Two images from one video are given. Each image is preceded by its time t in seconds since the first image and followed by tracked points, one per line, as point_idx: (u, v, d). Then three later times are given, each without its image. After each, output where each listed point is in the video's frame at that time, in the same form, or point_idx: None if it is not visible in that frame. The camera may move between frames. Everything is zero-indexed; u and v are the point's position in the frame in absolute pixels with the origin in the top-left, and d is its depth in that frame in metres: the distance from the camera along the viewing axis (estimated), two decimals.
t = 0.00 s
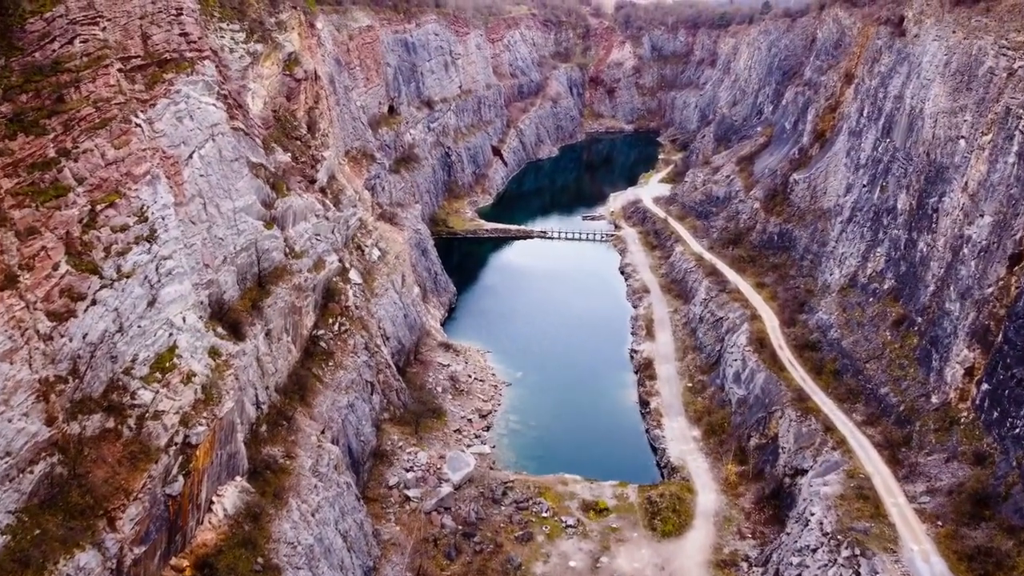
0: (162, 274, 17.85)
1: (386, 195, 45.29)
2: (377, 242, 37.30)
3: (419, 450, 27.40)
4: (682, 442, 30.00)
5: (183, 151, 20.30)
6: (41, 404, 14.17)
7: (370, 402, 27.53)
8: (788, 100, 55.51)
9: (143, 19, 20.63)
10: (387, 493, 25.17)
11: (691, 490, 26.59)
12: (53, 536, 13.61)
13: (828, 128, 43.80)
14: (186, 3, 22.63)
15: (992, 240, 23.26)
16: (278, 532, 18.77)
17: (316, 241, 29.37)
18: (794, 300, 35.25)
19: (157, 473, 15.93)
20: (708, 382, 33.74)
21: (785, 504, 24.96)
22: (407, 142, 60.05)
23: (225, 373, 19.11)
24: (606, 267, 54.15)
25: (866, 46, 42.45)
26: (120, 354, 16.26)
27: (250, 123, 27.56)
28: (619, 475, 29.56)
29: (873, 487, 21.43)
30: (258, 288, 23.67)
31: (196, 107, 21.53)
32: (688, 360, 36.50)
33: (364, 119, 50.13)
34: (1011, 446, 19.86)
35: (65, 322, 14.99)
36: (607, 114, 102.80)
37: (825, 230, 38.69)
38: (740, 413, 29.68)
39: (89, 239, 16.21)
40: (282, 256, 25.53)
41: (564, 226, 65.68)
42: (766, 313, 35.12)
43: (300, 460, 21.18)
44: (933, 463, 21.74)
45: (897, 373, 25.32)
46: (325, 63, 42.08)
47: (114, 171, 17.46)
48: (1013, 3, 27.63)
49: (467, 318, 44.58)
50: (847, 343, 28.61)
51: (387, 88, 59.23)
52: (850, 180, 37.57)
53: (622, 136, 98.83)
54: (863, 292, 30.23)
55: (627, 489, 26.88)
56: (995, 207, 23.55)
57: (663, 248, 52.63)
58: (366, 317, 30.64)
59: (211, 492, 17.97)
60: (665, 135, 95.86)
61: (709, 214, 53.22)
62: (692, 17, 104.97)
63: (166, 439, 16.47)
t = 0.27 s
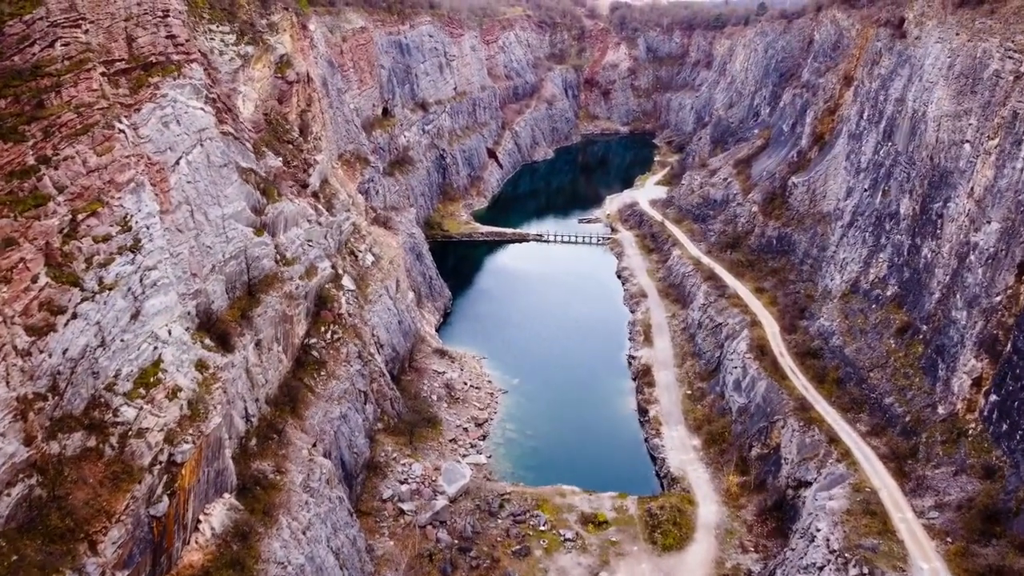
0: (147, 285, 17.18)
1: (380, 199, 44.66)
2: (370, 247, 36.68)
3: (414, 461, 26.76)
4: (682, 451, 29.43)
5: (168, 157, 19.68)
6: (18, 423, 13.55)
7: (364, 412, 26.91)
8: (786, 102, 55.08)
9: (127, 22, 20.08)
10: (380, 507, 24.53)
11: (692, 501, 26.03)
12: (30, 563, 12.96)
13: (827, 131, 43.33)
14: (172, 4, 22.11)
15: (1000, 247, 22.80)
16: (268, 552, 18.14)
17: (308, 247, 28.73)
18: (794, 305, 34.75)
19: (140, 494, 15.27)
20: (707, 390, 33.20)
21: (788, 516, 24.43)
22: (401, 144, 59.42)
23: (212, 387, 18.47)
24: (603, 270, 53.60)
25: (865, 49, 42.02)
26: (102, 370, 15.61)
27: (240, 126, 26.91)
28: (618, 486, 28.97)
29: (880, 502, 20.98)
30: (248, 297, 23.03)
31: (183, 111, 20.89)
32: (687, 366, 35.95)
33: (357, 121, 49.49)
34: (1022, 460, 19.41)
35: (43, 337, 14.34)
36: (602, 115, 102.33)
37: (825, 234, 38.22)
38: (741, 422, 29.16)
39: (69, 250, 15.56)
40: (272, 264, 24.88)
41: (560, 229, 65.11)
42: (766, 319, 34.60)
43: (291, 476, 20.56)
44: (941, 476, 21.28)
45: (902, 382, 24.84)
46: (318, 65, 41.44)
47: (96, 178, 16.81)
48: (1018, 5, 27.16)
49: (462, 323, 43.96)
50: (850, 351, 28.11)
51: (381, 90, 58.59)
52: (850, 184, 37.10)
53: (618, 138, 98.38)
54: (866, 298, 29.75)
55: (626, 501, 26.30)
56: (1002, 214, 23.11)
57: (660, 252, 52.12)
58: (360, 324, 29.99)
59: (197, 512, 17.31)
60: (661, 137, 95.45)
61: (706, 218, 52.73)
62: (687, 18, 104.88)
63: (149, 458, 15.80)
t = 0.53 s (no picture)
0: (134, 298, 16.54)
1: (377, 203, 44.02)
2: (368, 252, 36.06)
3: (412, 473, 26.11)
4: (686, 461, 28.82)
5: (158, 163, 19.07)
6: None
7: (361, 423, 26.29)
8: (788, 105, 54.54)
9: (116, 24, 19.50)
10: (377, 521, 23.89)
11: (697, 514, 25.42)
12: None
13: (831, 134, 42.76)
14: (163, 6, 21.54)
15: (1015, 256, 22.46)
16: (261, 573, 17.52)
17: (303, 253, 28.08)
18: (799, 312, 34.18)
19: (126, 516, 14.58)
20: (711, 398, 32.60)
21: (795, 530, 23.82)
22: (399, 147, 58.79)
23: (202, 402, 17.84)
24: (603, 274, 53.01)
25: (869, 50, 41.50)
26: (86, 387, 14.97)
27: (234, 130, 26.30)
28: (621, 499, 28.35)
29: (893, 519, 20.62)
30: (241, 306, 22.39)
31: (173, 116, 20.28)
32: (690, 373, 35.34)
33: (355, 123, 48.85)
34: None
35: (25, 353, 13.71)
36: (601, 117, 101.73)
37: (829, 239, 37.66)
38: (746, 432, 28.58)
39: (53, 261, 14.93)
40: (266, 271, 24.25)
41: (560, 232, 64.52)
42: (770, 325, 34.02)
43: (284, 492, 19.93)
44: (954, 491, 20.85)
45: (912, 394, 24.33)
46: (315, 67, 40.82)
47: (81, 186, 16.17)
48: None
49: (460, 328, 43.32)
50: (857, 360, 27.55)
51: (379, 92, 57.96)
52: (855, 188, 36.55)
53: (617, 140, 97.83)
54: (873, 306, 29.18)
55: (629, 513, 25.68)
56: (1017, 221, 22.73)
57: (661, 255, 51.55)
58: (357, 332, 29.34)
59: (187, 531, 16.65)
60: (660, 139, 94.93)
61: (708, 221, 52.17)
62: (687, 20, 104.18)
63: (136, 478, 15.14)
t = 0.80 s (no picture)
0: (120, 310, 15.94)
1: (375, 206, 43.44)
2: (366, 257, 35.46)
3: (410, 485, 25.49)
4: (690, 471, 28.25)
5: (146, 169, 18.52)
6: None
7: (357, 433, 25.69)
8: (790, 107, 54.00)
9: (104, 26, 18.93)
10: (374, 534, 23.29)
11: (702, 527, 24.84)
12: None
13: (835, 136, 42.18)
14: (153, 6, 20.94)
15: None
16: None
17: (298, 260, 27.47)
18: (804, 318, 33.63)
19: (111, 540, 13.97)
20: (715, 406, 32.02)
21: (803, 544, 23.22)
22: (398, 149, 58.23)
23: (192, 418, 17.27)
24: (603, 278, 52.42)
25: (873, 52, 40.94)
26: (70, 404, 14.38)
27: (227, 134, 25.72)
28: (624, 511, 27.69)
29: (905, 535, 20.10)
30: (234, 315, 21.78)
31: (163, 120, 19.70)
32: (693, 380, 34.76)
33: (352, 126, 48.25)
34: None
35: (5, 369, 13.13)
36: (601, 119, 101.19)
37: (834, 243, 37.11)
38: (751, 441, 28.00)
39: (35, 273, 14.40)
40: (261, 279, 23.65)
41: (560, 234, 63.94)
42: (775, 331, 33.45)
43: (278, 508, 19.34)
44: (967, 505, 20.34)
45: (922, 404, 23.79)
46: (312, 69, 40.25)
47: (65, 195, 15.62)
48: None
49: (459, 334, 42.70)
50: (865, 368, 27.00)
51: (377, 94, 57.39)
52: (860, 192, 36.00)
53: (616, 142, 97.29)
54: (880, 312, 28.62)
55: (632, 526, 25.09)
56: None
57: (663, 259, 50.97)
58: (354, 339, 28.73)
59: (175, 553, 16.02)
60: (660, 140, 94.40)
61: (709, 224, 51.61)
62: (687, 21, 103.65)
63: (121, 500, 14.53)
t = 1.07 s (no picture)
0: (107, 323, 15.35)
1: (374, 210, 42.85)
2: (364, 262, 34.85)
3: (408, 497, 24.90)
4: (694, 482, 27.68)
5: (136, 175, 17.99)
6: None
7: (355, 444, 25.11)
8: (793, 108, 53.41)
9: (92, 27, 18.48)
10: (372, 549, 22.75)
11: (707, 540, 24.26)
12: None
13: (839, 139, 41.60)
14: (145, 7, 20.33)
15: None
16: None
17: (294, 266, 26.85)
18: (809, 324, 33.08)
19: (97, 564, 13.38)
20: (719, 414, 31.44)
21: (811, 558, 22.62)
22: (397, 151, 57.64)
23: (182, 433, 16.69)
24: (604, 282, 51.82)
25: (878, 53, 40.36)
26: (54, 422, 13.81)
27: (222, 138, 25.13)
28: (627, 523, 27.05)
29: (918, 552, 19.90)
30: (227, 325, 21.19)
31: (154, 124, 19.13)
32: (697, 387, 34.17)
33: (350, 128, 47.63)
34: None
35: None
36: (601, 120, 100.64)
37: (839, 248, 36.56)
38: (757, 451, 27.44)
39: (17, 285, 13.93)
40: (255, 287, 23.06)
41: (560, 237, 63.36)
42: (780, 338, 32.88)
43: (272, 524, 18.78)
44: (981, 521, 19.95)
45: (933, 415, 23.26)
46: (309, 71, 39.64)
47: (50, 204, 15.12)
48: None
49: (459, 339, 42.10)
50: (873, 377, 26.44)
51: (376, 96, 56.79)
52: (866, 196, 35.44)
53: (617, 143, 96.72)
54: (888, 319, 28.06)
55: (636, 539, 24.49)
56: None
57: (664, 262, 50.39)
58: (352, 346, 28.11)
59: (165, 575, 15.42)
60: (661, 142, 93.85)
61: (711, 227, 51.05)
62: (687, 22, 103.13)
63: (107, 522, 13.93)
